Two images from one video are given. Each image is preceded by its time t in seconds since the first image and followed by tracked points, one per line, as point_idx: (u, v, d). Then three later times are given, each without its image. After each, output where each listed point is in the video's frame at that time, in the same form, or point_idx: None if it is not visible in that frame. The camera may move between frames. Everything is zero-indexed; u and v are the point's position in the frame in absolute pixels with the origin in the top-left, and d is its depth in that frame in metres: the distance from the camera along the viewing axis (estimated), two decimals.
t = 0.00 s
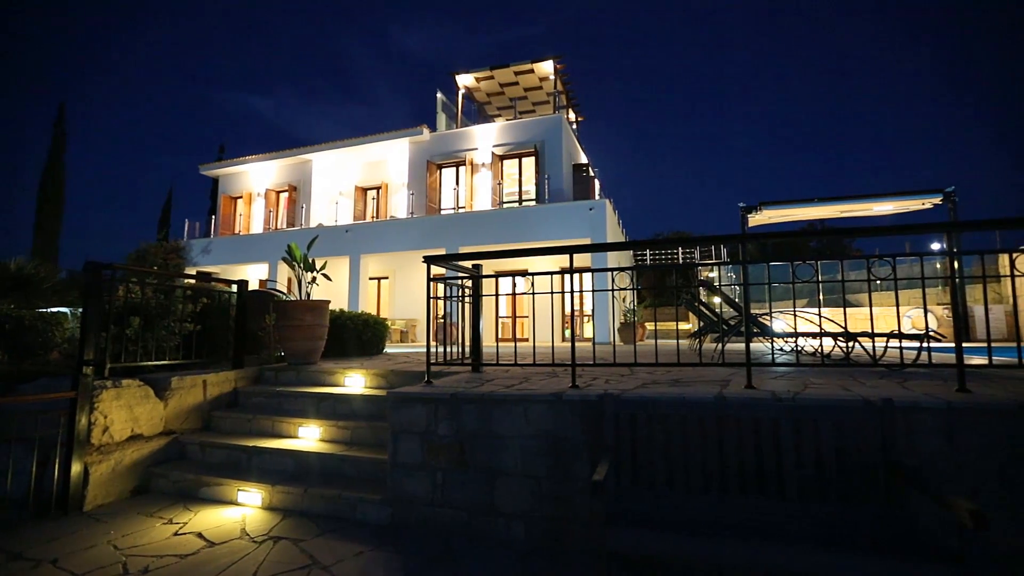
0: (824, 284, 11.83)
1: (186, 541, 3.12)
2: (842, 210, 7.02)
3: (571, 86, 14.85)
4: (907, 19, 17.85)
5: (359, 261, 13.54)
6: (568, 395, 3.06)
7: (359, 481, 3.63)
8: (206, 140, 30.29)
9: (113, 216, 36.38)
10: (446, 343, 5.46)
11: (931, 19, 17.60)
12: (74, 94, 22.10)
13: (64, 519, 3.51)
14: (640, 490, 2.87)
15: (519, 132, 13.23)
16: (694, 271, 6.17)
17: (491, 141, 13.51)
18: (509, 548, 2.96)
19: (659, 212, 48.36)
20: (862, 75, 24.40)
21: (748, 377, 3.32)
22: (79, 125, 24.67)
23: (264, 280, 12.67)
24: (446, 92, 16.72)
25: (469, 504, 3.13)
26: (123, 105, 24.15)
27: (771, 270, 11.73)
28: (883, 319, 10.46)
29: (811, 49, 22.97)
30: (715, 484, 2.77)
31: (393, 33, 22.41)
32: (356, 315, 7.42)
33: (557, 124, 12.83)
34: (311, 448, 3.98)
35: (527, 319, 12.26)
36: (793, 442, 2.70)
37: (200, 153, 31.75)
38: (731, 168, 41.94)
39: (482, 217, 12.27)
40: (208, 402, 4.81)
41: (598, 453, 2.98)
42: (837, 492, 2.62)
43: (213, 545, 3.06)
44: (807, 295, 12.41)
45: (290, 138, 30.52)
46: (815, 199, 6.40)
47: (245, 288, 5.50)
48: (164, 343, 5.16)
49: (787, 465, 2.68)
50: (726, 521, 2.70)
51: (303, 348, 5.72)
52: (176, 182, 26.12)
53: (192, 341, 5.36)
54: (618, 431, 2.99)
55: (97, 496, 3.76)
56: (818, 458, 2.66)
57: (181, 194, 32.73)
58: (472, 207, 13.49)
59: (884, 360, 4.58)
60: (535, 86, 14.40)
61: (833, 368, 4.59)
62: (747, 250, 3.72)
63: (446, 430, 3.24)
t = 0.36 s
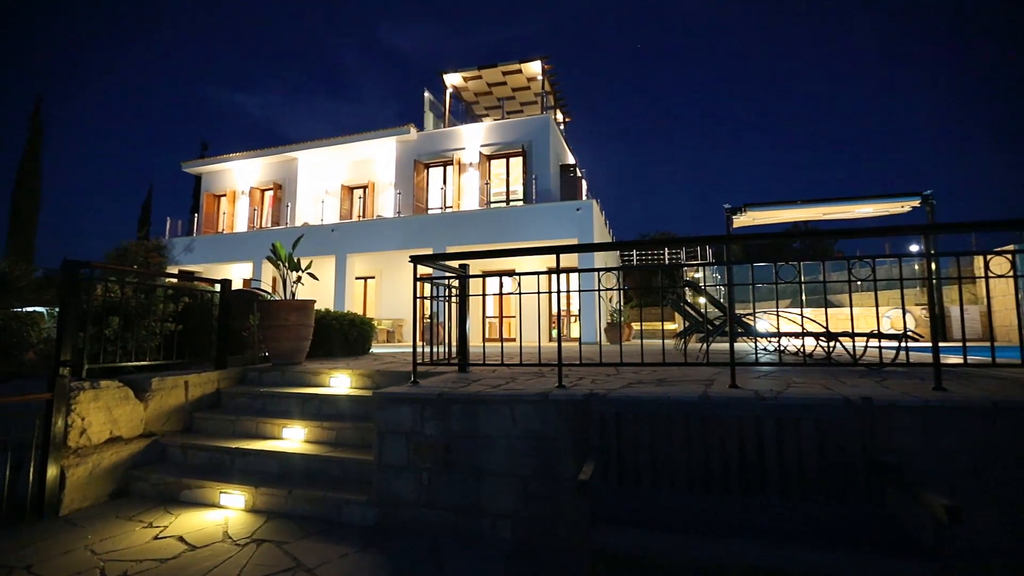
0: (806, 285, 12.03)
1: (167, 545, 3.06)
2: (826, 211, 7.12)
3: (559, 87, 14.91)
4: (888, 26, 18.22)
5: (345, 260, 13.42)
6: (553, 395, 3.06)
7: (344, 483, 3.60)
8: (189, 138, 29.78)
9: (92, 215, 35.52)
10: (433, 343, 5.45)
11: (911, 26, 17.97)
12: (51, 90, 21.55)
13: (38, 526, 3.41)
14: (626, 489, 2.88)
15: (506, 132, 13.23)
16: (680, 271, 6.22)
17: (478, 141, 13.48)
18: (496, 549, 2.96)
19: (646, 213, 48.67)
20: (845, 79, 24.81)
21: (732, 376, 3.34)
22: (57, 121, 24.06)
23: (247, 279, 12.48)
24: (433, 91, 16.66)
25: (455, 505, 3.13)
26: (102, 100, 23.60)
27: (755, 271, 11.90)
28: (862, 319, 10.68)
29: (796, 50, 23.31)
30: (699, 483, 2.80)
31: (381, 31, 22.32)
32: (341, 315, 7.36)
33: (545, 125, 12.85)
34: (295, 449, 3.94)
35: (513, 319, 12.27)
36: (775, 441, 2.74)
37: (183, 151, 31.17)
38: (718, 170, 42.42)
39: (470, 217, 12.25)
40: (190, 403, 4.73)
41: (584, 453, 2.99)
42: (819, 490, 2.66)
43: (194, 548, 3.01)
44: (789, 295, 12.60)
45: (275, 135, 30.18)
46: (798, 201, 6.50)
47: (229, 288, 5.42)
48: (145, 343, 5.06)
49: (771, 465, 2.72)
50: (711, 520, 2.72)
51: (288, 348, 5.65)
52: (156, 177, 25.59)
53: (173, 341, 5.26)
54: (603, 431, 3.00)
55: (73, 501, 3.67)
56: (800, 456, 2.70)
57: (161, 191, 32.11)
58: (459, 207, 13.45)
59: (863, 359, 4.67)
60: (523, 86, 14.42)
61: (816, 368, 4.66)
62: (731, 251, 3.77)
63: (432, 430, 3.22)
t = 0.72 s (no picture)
0: (788, 286, 12.21)
1: (145, 549, 3.00)
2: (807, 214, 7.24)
3: (545, 87, 14.95)
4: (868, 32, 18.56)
5: (330, 259, 13.28)
6: (538, 395, 3.07)
7: (326, 484, 3.56)
8: (169, 136, 29.15)
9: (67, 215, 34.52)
10: (418, 343, 5.41)
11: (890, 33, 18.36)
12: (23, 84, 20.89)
13: (9, 532, 3.32)
14: (610, 487, 2.90)
15: (492, 132, 13.22)
16: (665, 271, 6.28)
17: (464, 141, 13.44)
18: (480, 549, 2.96)
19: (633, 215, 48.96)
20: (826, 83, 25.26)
21: (715, 375, 3.38)
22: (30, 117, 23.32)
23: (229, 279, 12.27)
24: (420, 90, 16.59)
25: (439, 505, 3.11)
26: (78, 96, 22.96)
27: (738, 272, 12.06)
28: (842, 319, 10.87)
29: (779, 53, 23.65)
30: (682, 481, 2.83)
31: (367, 28, 22.15)
32: (326, 315, 7.28)
33: (531, 125, 12.87)
34: (278, 450, 3.88)
35: (499, 319, 12.27)
36: (756, 439, 2.78)
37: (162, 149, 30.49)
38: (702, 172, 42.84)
39: (457, 216, 12.21)
40: (169, 405, 4.63)
41: (568, 453, 3.00)
42: (798, 487, 2.71)
43: (172, 552, 2.95)
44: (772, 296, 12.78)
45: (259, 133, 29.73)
46: (780, 203, 6.61)
47: (210, 287, 5.33)
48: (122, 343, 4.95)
49: (751, 462, 2.77)
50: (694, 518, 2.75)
51: (271, 349, 5.58)
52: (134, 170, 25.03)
53: (152, 342, 5.15)
54: (587, 430, 3.02)
55: (46, 506, 3.57)
56: (779, 454, 2.75)
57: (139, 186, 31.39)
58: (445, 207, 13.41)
59: (843, 359, 4.75)
60: (510, 85, 14.42)
61: (797, 367, 4.75)
62: (714, 251, 3.82)
63: (417, 431, 3.21)
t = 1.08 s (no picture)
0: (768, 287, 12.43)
1: (118, 555, 2.93)
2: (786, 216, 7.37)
3: (530, 87, 14.98)
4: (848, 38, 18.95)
5: (312, 259, 13.13)
6: (522, 394, 3.07)
7: (307, 485, 3.51)
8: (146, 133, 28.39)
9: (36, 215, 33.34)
10: (401, 343, 5.39)
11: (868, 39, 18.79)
12: None
13: None
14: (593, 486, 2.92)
15: (477, 131, 13.20)
16: (648, 271, 6.34)
17: (449, 140, 13.39)
18: (463, 549, 2.95)
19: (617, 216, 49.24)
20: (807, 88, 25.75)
21: (696, 375, 3.42)
22: None
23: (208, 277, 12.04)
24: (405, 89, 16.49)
25: (422, 506, 3.10)
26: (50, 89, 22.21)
27: (720, 273, 12.23)
28: (819, 319, 11.09)
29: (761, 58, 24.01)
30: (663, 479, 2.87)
31: (351, 25, 21.95)
32: (307, 315, 7.19)
33: (516, 125, 12.89)
34: (257, 452, 3.82)
35: (483, 319, 12.28)
36: (736, 438, 2.82)
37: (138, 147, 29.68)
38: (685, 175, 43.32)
39: (441, 216, 12.17)
40: (144, 406, 4.53)
41: (551, 452, 3.01)
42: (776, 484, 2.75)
43: (148, 558, 2.89)
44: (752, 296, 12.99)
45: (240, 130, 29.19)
46: (760, 205, 6.71)
47: (187, 286, 5.21)
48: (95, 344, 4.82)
49: (731, 460, 2.81)
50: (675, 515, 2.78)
51: (251, 349, 5.48)
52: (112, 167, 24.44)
53: (127, 342, 5.03)
54: (570, 430, 3.03)
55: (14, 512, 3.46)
56: (759, 452, 2.79)
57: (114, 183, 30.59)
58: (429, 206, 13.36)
59: (820, 358, 4.86)
60: (495, 86, 14.41)
61: (775, 367, 4.83)
62: (697, 253, 3.86)
63: (400, 431, 3.18)
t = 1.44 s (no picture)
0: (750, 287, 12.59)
1: (93, 561, 2.86)
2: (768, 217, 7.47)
3: (516, 88, 14.98)
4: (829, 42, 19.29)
5: (295, 258, 12.97)
6: (506, 394, 3.07)
7: (289, 487, 3.47)
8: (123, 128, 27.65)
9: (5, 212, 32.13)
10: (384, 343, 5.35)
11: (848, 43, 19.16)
12: None
13: None
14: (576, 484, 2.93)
15: (462, 131, 13.17)
16: (632, 272, 6.38)
17: (434, 139, 13.32)
18: (447, 550, 2.95)
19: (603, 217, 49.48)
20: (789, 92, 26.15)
21: (678, 375, 3.46)
22: None
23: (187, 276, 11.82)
24: (390, 87, 16.37)
25: (406, 507, 3.08)
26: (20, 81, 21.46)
27: (702, 273, 12.40)
28: (799, 320, 11.27)
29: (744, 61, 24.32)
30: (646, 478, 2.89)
31: (336, 21, 21.71)
32: (290, 315, 7.09)
33: (502, 125, 12.89)
34: (238, 454, 3.76)
35: (468, 318, 12.26)
36: (717, 435, 2.87)
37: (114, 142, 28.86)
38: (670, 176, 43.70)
39: (426, 215, 12.10)
40: (121, 408, 4.42)
41: (536, 452, 3.01)
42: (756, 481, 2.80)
43: (123, 564, 2.82)
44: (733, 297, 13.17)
45: (221, 126, 28.66)
46: (743, 206, 6.80)
47: (165, 285, 5.11)
48: (68, 344, 4.68)
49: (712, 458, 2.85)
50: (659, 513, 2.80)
51: (231, 350, 5.38)
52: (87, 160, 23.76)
53: (103, 342, 4.90)
54: (553, 429, 3.03)
55: None
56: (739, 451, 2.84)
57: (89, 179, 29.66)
58: (414, 205, 13.28)
59: (799, 358, 4.95)
60: (481, 85, 14.39)
61: (757, 367, 4.90)
62: (679, 254, 3.91)
63: (383, 431, 3.16)
